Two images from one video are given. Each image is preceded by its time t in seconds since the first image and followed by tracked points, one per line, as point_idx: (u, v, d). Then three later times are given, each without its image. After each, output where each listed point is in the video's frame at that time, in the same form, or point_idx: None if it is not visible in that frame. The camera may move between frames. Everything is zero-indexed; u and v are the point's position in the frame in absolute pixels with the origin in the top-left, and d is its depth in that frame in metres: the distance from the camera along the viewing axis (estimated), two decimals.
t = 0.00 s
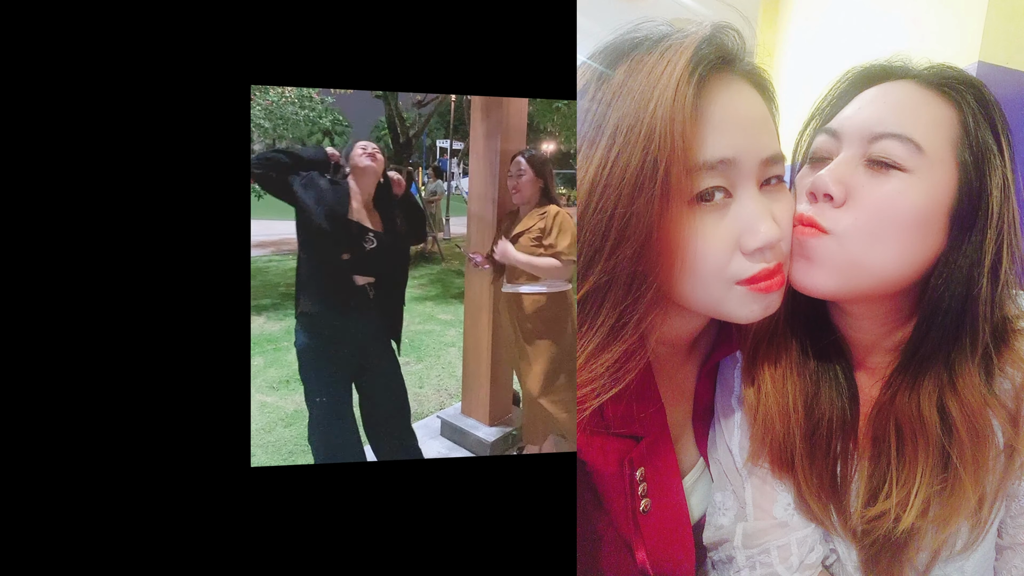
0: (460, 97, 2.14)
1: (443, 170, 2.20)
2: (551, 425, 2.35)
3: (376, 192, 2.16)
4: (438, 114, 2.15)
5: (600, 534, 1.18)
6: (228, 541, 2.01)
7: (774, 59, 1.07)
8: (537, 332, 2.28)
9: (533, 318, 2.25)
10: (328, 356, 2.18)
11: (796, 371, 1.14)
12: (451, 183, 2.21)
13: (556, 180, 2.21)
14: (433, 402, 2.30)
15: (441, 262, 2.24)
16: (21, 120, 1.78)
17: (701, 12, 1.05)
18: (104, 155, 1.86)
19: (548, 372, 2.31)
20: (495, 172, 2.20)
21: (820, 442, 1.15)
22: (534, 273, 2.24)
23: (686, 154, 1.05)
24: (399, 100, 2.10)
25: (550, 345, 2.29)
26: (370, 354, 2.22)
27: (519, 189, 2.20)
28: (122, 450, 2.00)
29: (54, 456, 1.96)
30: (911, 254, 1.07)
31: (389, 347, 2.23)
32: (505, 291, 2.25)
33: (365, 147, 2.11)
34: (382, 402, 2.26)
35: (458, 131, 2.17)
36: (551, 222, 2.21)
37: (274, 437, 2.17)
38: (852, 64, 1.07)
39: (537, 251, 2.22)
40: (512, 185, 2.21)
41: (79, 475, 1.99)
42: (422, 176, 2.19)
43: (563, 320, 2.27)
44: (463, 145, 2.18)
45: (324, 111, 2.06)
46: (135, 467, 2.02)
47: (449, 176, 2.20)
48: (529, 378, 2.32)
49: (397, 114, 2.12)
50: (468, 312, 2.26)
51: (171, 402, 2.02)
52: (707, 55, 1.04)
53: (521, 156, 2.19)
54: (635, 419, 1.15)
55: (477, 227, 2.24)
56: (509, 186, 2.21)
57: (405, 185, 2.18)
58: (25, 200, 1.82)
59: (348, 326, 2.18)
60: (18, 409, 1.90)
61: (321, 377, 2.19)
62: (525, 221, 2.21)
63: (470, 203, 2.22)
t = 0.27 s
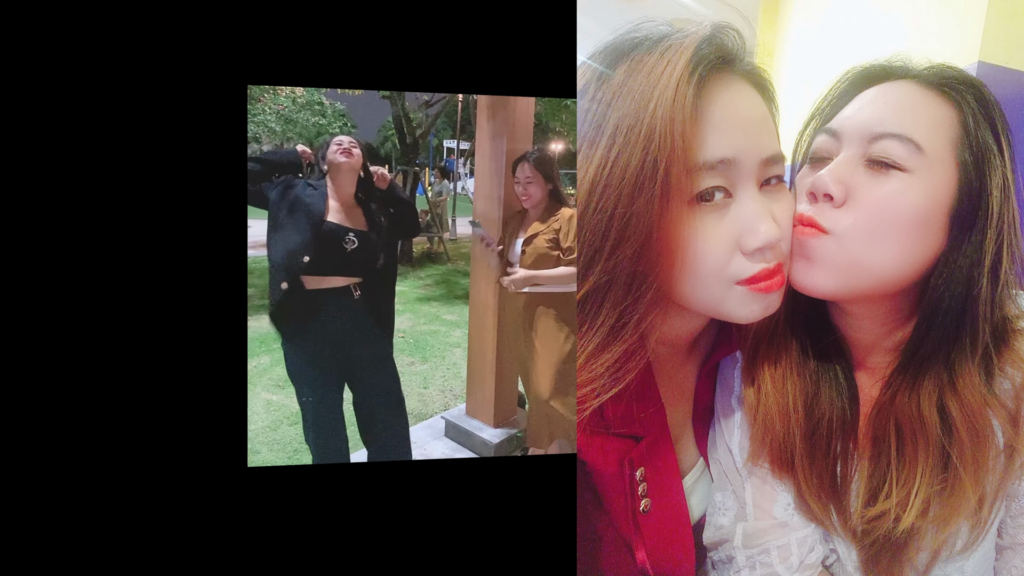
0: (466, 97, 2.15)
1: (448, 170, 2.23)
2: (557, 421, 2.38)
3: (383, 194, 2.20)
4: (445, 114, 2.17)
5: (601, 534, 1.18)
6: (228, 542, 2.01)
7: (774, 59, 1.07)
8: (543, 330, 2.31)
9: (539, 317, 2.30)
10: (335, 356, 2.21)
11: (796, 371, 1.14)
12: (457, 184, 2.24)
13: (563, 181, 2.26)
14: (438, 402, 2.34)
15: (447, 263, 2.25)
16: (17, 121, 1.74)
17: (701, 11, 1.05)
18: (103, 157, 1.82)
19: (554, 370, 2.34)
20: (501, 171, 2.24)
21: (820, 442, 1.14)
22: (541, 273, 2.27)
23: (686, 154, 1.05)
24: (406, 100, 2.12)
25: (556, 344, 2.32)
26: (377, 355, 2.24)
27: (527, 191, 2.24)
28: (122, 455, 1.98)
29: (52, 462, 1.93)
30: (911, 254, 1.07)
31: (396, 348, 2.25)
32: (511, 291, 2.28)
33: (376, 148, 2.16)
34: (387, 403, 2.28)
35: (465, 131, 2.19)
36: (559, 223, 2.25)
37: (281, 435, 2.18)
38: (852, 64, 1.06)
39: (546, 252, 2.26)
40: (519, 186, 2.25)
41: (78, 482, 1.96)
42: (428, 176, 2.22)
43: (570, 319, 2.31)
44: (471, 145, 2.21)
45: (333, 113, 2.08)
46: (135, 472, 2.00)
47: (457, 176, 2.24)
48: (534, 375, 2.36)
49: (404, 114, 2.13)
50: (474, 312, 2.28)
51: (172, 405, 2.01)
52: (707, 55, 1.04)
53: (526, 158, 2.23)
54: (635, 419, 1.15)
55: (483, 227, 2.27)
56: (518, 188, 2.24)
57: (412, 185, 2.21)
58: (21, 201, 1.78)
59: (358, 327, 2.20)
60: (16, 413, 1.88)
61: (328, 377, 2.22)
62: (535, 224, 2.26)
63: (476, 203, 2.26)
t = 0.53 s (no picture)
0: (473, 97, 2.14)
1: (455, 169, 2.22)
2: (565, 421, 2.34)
3: (391, 195, 2.20)
4: (452, 114, 2.17)
5: (601, 534, 1.18)
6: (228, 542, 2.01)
7: (774, 59, 1.07)
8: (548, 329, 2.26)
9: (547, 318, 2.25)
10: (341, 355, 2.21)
11: (796, 371, 1.14)
12: (463, 184, 2.23)
13: (574, 180, 2.20)
14: (443, 403, 2.32)
15: (453, 262, 2.25)
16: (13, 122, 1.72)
17: (701, 12, 1.04)
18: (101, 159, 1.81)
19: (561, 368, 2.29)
20: (509, 172, 2.18)
21: (820, 442, 1.14)
22: (547, 271, 2.21)
23: (687, 154, 1.05)
24: (412, 100, 2.12)
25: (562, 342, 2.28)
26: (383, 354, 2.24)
27: (537, 193, 2.18)
28: (120, 454, 1.99)
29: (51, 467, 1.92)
30: (911, 254, 1.07)
31: (401, 348, 2.25)
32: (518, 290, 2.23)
33: (383, 149, 2.17)
34: (393, 402, 2.28)
35: (471, 130, 2.18)
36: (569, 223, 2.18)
37: (286, 432, 2.21)
38: (852, 64, 1.06)
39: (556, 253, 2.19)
40: (530, 187, 2.19)
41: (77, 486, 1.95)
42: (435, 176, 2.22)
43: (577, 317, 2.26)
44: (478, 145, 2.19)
45: (341, 115, 2.10)
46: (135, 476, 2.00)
47: (464, 176, 2.23)
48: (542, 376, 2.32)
49: (410, 114, 2.14)
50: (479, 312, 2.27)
51: (171, 405, 2.00)
52: (707, 54, 1.04)
53: (536, 159, 2.18)
54: (635, 419, 1.15)
55: (489, 226, 2.23)
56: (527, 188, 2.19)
57: (418, 185, 2.21)
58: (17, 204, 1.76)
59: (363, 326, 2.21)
60: (13, 415, 1.87)
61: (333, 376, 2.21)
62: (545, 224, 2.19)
63: (482, 202, 2.23)
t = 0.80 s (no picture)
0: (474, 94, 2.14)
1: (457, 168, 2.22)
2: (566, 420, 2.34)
3: (393, 194, 2.19)
4: (453, 113, 2.17)
5: (601, 534, 1.18)
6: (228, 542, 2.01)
7: (774, 59, 1.07)
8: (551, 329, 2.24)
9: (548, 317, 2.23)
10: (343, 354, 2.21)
11: (796, 371, 1.14)
12: (465, 183, 2.23)
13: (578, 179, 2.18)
14: (445, 403, 2.32)
15: (455, 262, 2.26)
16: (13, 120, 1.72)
17: (701, 12, 1.04)
18: (100, 156, 1.80)
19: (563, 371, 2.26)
20: (512, 171, 2.17)
21: (820, 442, 1.14)
22: (551, 271, 2.20)
23: (687, 154, 1.05)
24: (414, 98, 2.12)
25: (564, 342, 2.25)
26: (385, 354, 2.24)
27: (542, 191, 2.17)
28: (120, 454, 1.98)
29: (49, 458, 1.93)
30: (911, 254, 1.07)
31: (402, 348, 2.24)
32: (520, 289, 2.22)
33: (385, 148, 2.16)
34: (394, 402, 2.28)
35: (473, 129, 2.18)
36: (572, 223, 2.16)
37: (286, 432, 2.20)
38: (852, 64, 1.06)
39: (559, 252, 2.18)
40: (535, 186, 2.17)
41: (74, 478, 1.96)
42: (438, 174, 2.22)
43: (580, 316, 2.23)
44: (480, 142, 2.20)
45: (341, 111, 2.09)
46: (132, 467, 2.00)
47: (467, 175, 2.23)
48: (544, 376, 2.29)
49: (412, 112, 2.14)
50: (481, 312, 2.27)
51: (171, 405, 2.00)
52: (707, 55, 1.04)
53: (539, 158, 2.17)
54: (635, 419, 1.15)
55: (491, 225, 2.23)
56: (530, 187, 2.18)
57: (420, 184, 2.22)
58: (17, 202, 1.76)
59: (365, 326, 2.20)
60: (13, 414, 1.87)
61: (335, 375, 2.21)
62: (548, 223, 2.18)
63: (484, 201, 2.22)
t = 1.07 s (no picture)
0: (480, 93, 2.13)
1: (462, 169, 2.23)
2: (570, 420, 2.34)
3: (398, 194, 2.23)
4: (458, 112, 2.16)
5: (601, 534, 1.18)
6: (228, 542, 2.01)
7: (774, 59, 1.06)
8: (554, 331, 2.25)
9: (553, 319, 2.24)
10: (348, 354, 2.21)
11: (796, 371, 1.14)
12: (470, 182, 2.25)
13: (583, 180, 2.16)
14: (450, 403, 2.34)
15: (459, 262, 2.26)
16: (13, 121, 1.72)
17: (701, 12, 1.04)
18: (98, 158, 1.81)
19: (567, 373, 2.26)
20: (516, 171, 2.18)
21: (820, 442, 1.14)
22: (557, 273, 2.20)
23: (686, 154, 1.05)
24: (419, 98, 2.13)
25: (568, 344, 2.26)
26: (390, 354, 2.25)
27: (546, 191, 2.16)
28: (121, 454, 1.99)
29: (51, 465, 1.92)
30: (911, 254, 1.07)
31: (407, 348, 2.26)
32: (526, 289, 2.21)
33: (389, 148, 2.18)
34: (399, 402, 2.29)
35: (478, 128, 2.18)
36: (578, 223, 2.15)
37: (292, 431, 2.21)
38: (852, 64, 1.06)
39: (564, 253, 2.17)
40: (538, 186, 2.17)
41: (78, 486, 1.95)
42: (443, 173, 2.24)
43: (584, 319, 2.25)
44: (485, 142, 2.20)
45: (345, 111, 2.09)
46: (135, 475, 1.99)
47: (472, 174, 2.24)
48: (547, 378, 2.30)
49: (417, 112, 2.14)
50: (485, 312, 2.25)
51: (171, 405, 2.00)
52: (707, 55, 1.04)
53: (543, 157, 2.17)
54: (635, 419, 1.15)
55: (496, 226, 2.22)
56: (535, 187, 2.17)
57: (425, 184, 2.24)
58: (17, 203, 1.76)
59: (371, 325, 2.22)
60: (13, 415, 1.87)
61: (339, 374, 2.21)
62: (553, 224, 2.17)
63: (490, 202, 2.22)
